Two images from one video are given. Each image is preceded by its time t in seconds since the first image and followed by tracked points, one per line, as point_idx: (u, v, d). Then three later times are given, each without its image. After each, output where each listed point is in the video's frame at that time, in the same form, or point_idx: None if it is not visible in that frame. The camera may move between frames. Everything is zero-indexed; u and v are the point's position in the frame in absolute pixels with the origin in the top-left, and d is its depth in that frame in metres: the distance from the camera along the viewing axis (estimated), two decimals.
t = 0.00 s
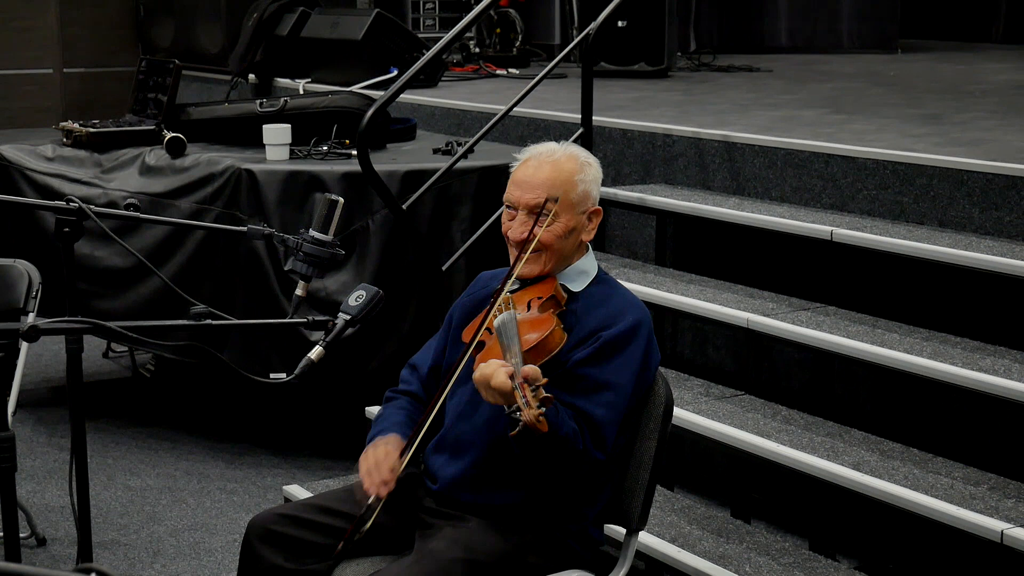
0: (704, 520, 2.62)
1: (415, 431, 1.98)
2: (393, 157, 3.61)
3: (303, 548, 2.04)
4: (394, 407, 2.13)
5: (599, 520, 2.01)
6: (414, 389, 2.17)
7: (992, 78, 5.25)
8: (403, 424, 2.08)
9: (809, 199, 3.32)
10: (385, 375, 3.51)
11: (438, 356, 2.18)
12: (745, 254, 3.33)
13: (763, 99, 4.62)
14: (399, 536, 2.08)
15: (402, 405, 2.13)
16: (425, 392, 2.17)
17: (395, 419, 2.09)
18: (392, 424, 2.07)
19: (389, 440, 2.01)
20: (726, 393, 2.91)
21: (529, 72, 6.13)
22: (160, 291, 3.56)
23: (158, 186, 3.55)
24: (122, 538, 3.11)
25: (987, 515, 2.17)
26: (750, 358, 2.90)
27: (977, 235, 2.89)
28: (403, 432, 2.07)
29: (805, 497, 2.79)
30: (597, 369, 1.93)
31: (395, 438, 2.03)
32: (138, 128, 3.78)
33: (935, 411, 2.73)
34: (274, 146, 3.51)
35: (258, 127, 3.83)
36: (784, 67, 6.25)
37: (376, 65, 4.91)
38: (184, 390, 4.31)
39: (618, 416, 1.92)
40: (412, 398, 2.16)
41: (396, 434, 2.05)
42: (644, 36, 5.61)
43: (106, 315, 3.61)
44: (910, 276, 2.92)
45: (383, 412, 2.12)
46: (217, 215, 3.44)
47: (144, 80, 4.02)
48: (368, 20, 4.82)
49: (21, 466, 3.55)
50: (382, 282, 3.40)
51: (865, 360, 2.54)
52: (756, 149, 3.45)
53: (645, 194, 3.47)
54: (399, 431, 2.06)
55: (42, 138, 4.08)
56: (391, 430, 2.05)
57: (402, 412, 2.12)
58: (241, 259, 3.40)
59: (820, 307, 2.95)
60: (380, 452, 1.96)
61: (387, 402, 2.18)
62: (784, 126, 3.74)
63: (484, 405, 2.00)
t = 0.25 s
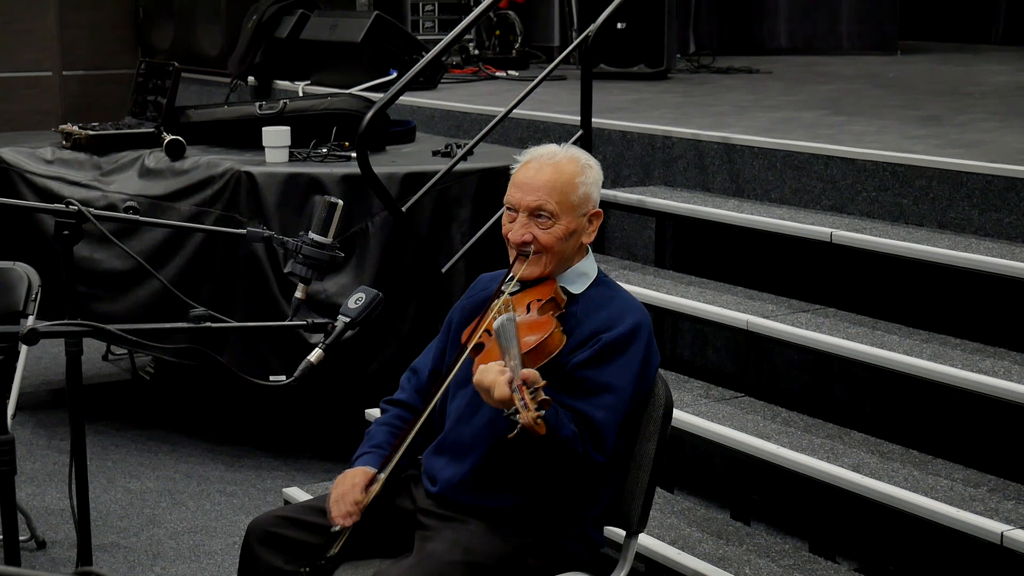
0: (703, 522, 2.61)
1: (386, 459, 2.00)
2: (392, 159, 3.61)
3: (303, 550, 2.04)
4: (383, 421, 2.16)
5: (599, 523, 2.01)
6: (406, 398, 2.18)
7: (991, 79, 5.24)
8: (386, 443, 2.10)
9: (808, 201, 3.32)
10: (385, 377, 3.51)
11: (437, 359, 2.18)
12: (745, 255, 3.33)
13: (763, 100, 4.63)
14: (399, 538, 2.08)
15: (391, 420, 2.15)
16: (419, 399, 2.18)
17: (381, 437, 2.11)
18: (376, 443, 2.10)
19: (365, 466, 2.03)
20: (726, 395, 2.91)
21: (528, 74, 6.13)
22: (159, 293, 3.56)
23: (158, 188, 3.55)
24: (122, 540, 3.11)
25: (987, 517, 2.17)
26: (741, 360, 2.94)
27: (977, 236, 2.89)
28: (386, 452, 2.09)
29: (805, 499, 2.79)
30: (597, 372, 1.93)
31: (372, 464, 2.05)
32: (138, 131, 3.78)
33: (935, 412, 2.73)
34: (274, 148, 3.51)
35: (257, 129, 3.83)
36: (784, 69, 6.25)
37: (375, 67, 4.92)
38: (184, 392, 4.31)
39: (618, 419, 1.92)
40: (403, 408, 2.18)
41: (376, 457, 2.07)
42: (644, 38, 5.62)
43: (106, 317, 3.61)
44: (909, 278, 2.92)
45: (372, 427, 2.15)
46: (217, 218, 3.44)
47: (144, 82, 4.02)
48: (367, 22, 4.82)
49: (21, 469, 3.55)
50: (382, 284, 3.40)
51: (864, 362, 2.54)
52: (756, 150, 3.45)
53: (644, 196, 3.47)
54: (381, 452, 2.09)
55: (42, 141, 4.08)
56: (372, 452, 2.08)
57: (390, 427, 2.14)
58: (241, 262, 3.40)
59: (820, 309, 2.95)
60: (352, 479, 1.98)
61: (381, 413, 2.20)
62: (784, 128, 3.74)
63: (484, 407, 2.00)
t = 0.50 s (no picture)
0: (704, 522, 2.61)
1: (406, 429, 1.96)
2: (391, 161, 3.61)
3: (303, 552, 2.04)
4: (394, 409, 2.15)
5: (599, 523, 2.01)
6: (413, 393, 2.18)
7: (990, 78, 5.24)
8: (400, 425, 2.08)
9: (808, 201, 3.32)
10: (385, 378, 3.51)
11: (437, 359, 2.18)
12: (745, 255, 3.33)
13: (762, 101, 4.63)
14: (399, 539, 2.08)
15: (402, 408, 2.14)
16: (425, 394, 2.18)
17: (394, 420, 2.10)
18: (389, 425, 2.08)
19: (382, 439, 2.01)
20: (726, 395, 2.91)
21: (528, 75, 6.14)
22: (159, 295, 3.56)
23: (157, 191, 3.55)
24: (122, 543, 3.11)
25: (987, 516, 2.17)
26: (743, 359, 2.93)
27: (977, 236, 2.89)
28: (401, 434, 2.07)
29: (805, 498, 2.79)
30: (595, 372, 1.93)
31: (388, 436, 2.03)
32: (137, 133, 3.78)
33: (935, 412, 2.73)
34: (273, 150, 3.51)
35: (256, 131, 3.83)
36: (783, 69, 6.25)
37: (375, 69, 4.92)
38: (184, 394, 4.31)
39: (616, 420, 1.92)
40: (411, 401, 2.17)
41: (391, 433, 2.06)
42: (643, 38, 5.62)
43: (105, 320, 3.61)
44: (909, 277, 2.92)
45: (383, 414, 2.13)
46: (216, 220, 3.44)
47: (143, 85, 4.02)
48: (367, 24, 4.82)
49: (21, 472, 3.55)
50: (381, 285, 3.40)
51: (864, 362, 2.54)
52: (755, 150, 3.45)
53: (644, 197, 3.46)
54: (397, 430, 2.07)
55: (42, 144, 4.08)
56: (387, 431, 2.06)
57: (401, 414, 2.13)
58: (240, 264, 3.40)
59: (819, 309, 2.95)
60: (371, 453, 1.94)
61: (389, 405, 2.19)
62: (783, 128, 3.74)
63: (483, 408, 2.00)
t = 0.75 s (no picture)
0: (703, 518, 2.61)
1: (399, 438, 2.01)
2: (391, 157, 3.61)
3: (304, 548, 2.04)
4: (387, 414, 2.16)
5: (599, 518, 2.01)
6: (409, 394, 2.19)
7: (990, 74, 5.24)
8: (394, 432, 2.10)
9: (807, 197, 3.32)
10: (384, 374, 3.51)
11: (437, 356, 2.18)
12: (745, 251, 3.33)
13: (761, 96, 4.63)
14: (399, 535, 2.08)
15: (396, 413, 2.15)
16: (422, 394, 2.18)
17: (387, 428, 2.11)
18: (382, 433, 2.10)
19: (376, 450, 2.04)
20: (726, 391, 2.91)
21: (527, 70, 6.13)
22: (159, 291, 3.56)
23: (156, 187, 3.55)
24: (122, 538, 3.11)
25: (987, 511, 2.17)
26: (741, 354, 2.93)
27: (976, 232, 2.88)
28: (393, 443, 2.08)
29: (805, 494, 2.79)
30: (596, 368, 1.93)
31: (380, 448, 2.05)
32: (137, 129, 3.78)
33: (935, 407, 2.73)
34: (273, 146, 3.51)
35: (256, 127, 3.83)
36: (783, 64, 6.24)
37: (374, 65, 4.91)
38: (183, 390, 4.31)
39: (617, 415, 1.92)
40: (406, 403, 2.18)
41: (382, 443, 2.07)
42: (643, 34, 5.61)
43: (105, 316, 3.61)
44: (908, 273, 2.92)
45: (377, 419, 2.14)
46: (216, 216, 3.44)
47: (143, 81, 4.02)
48: (367, 20, 4.82)
49: (21, 468, 3.55)
50: (381, 281, 3.40)
51: (863, 357, 2.55)
52: (754, 146, 3.45)
53: (643, 192, 3.46)
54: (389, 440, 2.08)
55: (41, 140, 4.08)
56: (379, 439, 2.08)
57: (395, 420, 2.14)
58: (240, 259, 3.40)
59: (819, 304, 2.95)
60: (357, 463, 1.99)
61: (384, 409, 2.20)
62: (783, 124, 3.74)
63: (484, 405, 2.00)
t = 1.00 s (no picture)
0: (704, 516, 2.61)
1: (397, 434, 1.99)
2: (391, 156, 3.61)
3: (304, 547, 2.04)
4: (387, 413, 2.15)
5: (599, 517, 2.01)
6: (407, 393, 2.18)
7: (991, 72, 5.24)
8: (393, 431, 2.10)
9: (808, 195, 3.31)
10: (385, 373, 3.51)
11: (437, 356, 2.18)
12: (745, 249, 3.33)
13: (761, 94, 4.62)
14: (399, 534, 2.08)
15: (396, 412, 2.15)
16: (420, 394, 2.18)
17: (386, 426, 2.11)
18: (381, 431, 2.10)
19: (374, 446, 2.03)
20: (726, 389, 2.91)
21: (528, 69, 6.13)
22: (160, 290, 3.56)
23: (156, 186, 3.55)
24: (123, 537, 3.11)
25: (987, 509, 2.17)
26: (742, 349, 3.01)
27: (977, 229, 2.88)
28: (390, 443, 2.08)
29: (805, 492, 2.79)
30: (595, 367, 1.93)
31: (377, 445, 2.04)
32: (137, 129, 3.78)
33: (935, 405, 2.73)
34: (273, 145, 3.51)
35: (256, 126, 3.83)
36: (783, 62, 6.24)
37: (374, 64, 4.91)
38: (184, 390, 4.31)
39: (615, 414, 1.92)
40: (405, 402, 2.18)
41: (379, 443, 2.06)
42: (642, 32, 5.61)
43: (106, 315, 3.61)
44: (909, 271, 2.92)
45: (377, 418, 2.14)
46: (216, 215, 3.44)
47: (143, 80, 4.02)
48: (366, 19, 4.82)
49: (22, 468, 3.55)
50: (382, 280, 3.40)
51: (863, 355, 2.54)
52: (755, 144, 3.45)
53: (643, 191, 3.46)
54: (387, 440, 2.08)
55: (42, 139, 4.08)
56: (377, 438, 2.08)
57: (395, 419, 2.14)
58: (240, 259, 3.40)
59: (819, 303, 2.95)
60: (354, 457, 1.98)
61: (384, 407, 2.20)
62: (783, 122, 3.74)
63: (483, 405, 2.00)
